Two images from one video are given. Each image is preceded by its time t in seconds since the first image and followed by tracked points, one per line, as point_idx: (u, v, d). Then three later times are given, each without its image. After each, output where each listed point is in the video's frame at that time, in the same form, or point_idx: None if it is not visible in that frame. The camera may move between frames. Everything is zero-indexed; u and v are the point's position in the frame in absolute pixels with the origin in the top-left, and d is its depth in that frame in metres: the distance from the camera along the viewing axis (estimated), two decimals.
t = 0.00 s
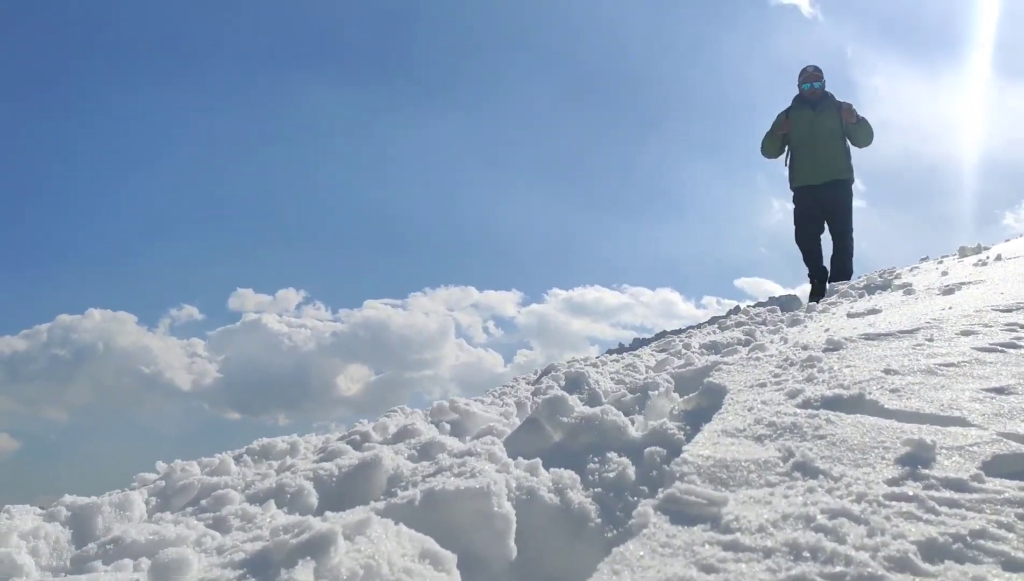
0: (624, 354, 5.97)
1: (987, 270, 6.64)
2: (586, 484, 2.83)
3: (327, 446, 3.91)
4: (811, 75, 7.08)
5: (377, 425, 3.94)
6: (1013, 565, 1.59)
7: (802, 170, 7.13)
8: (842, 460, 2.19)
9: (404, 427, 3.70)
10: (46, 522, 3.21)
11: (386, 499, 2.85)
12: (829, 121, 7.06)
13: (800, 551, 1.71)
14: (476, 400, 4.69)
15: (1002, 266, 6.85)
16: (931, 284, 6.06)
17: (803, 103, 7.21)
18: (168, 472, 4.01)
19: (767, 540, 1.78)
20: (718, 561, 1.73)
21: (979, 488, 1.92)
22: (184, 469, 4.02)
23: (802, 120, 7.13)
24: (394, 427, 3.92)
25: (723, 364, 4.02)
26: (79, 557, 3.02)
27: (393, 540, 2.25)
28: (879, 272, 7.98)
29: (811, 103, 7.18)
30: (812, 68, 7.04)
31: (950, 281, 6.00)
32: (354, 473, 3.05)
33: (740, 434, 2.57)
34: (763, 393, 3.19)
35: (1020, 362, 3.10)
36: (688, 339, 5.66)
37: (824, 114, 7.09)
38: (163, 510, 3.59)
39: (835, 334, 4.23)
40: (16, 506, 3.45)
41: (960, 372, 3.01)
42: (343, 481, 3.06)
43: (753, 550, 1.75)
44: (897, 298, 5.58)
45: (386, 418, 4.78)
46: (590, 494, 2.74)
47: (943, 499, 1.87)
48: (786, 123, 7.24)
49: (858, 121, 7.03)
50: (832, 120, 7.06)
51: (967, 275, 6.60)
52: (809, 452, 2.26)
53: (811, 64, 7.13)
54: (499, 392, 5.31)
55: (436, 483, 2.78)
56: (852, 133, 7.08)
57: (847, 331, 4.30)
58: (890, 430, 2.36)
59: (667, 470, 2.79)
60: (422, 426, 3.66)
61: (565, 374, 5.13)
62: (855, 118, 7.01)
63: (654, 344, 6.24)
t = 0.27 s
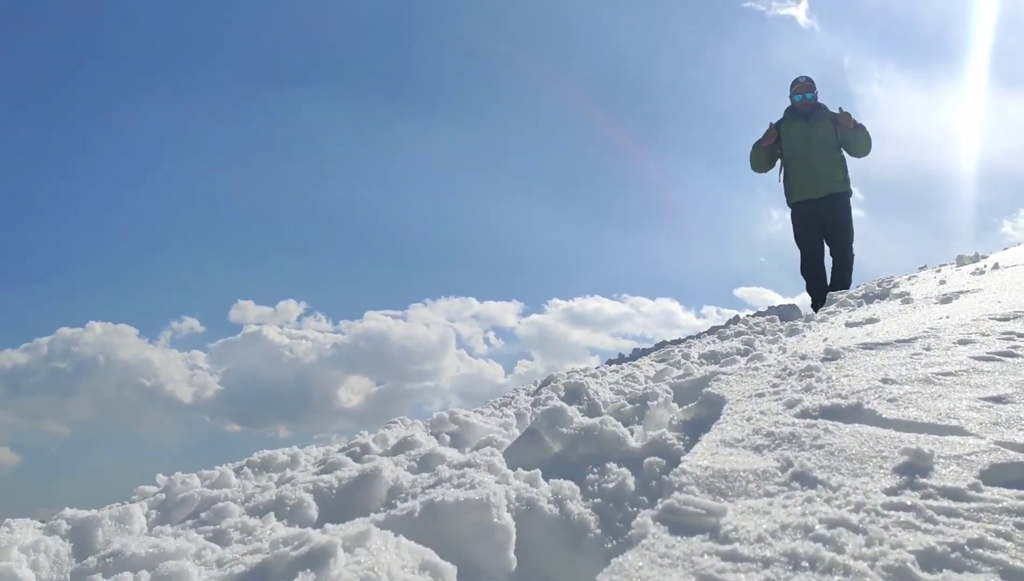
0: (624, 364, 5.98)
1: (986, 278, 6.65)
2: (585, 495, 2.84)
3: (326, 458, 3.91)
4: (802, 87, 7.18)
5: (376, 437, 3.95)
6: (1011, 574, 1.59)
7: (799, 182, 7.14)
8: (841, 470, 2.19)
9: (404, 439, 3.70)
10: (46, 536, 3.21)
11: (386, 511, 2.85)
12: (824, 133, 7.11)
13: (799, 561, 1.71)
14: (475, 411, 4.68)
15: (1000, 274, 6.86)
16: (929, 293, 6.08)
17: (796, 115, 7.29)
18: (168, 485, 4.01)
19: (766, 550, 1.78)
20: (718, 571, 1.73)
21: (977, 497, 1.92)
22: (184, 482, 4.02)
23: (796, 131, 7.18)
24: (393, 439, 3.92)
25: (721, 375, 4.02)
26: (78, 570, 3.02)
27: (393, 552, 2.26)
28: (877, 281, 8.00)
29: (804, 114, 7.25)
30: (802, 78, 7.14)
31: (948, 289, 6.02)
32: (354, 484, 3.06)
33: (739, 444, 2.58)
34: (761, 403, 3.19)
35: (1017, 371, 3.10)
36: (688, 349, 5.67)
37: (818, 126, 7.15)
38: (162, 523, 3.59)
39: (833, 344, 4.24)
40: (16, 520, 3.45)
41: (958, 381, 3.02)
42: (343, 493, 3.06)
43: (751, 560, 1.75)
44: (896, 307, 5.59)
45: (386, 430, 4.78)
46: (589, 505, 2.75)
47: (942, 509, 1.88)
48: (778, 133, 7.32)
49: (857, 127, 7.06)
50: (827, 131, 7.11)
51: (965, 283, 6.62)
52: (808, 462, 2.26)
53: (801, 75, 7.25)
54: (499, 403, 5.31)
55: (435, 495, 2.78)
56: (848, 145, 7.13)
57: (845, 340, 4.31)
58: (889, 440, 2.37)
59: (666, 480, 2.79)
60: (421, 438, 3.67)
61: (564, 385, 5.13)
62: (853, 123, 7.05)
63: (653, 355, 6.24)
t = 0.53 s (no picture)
0: (626, 373, 5.98)
1: (987, 286, 6.66)
2: (589, 504, 2.83)
3: (329, 467, 3.91)
4: (796, 80, 7.19)
5: (380, 446, 3.95)
6: None
7: (797, 179, 7.15)
8: (844, 478, 2.19)
9: (407, 448, 3.70)
10: (49, 546, 3.21)
11: (389, 520, 2.85)
12: (821, 126, 7.10)
13: (803, 569, 1.71)
14: (479, 419, 4.69)
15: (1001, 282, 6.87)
16: (930, 300, 6.08)
17: (792, 110, 7.28)
18: (171, 494, 4.01)
19: (769, 558, 1.79)
20: None
21: (981, 505, 1.93)
22: (187, 491, 4.02)
23: (792, 125, 7.18)
24: (396, 447, 3.92)
25: (724, 383, 4.03)
26: None
27: (397, 561, 2.26)
28: (879, 289, 8.01)
29: (800, 108, 7.24)
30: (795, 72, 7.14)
31: (949, 297, 6.02)
32: (357, 494, 3.06)
33: (741, 452, 2.58)
34: (764, 412, 3.20)
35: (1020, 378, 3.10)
36: (689, 358, 5.66)
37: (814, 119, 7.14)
38: (165, 533, 3.58)
39: (835, 352, 4.24)
40: (19, 530, 3.45)
41: (960, 389, 3.02)
42: (346, 503, 3.06)
43: (756, 569, 1.75)
44: (897, 315, 5.59)
45: (388, 438, 4.78)
46: (593, 514, 2.74)
47: (946, 517, 1.88)
48: (772, 131, 7.29)
49: (859, 129, 7.08)
50: (824, 124, 7.10)
51: (966, 290, 6.63)
52: (811, 470, 2.26)
53: (794, 68, 7.27)
54: (501, 412, 5.31)
55: (439, 504, 2.78)
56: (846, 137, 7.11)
57: (847, 348, 4.31)
58: (892, 448, 2.37)
59: (670, 489, 2.79)
60: (424, 447, 3.67)
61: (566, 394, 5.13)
62: (857, 124, 7.05)
63: (655, 363, 6.24)
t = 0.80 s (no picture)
0: (628, 380, 5.97)
1: (989, 293, 6.65)
2: (591, 512, 2.83)
3: (330, 475, 3.91)
4: (799, 78, 7.19)
5: (382, 453, 3.94)
6: None
7: (797, 180, 7.15)
8: (846, 485, 2.19)
9: (409, 455, 3.70)
10: (51, 555, 3.21)
11: (391, 528, 2.85)
12: (824, 125, 7.09)
13: (806, 577, 1.71)
14: (481, 427, 4.68)
15: (1003, 289, 6.87)
16: (933, 307, 6.08)
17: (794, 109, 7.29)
18: (173, 503, 4.01)
19: (772, 566, 1.78)
20: None
21: (984, 512, 1.92)
22: (188, 500, 4.02)
23: (793, 124, 7.20)
24: (398, 455, 3.92)
25: (726, 390, 4.02)
26: None
27: (399, 569, 2.25)
28: (881, 295, 8.00)
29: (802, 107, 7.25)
30: (798, 69, 7.16)
31: (951, 304, 6.02)
32: (358, 501, 3.06)
33: (743, 460, 2.58)
34: (766, 419, 3.19)
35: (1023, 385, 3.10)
36: (691, 365, 5.66)
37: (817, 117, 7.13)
38: (167, 541, 3.58)
39: (837, 359, 4.24)
40: (21, 538, 3.45)
41: (962, 396, 3.02)
42: (348, 511, 3.06)
43: (758, 576, 1.75)
44: (899, 321, 5.59)
45: (390, 446, 4.78)
46: (595, 522, 2.74)
47: (948, 524, 1.87)
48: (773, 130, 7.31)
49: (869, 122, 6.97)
50: (827, 123, 7.09)
51: (969, 297, 6.63)
52: (813, 477, 2.26)
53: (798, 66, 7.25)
54: (503, 419, 5.30)
55: (440, 512, 2.78)
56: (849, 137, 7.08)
57: (850, 355, 4.31)
58: (894, 455, 2.37)
59: (672, 496, 2.79)
60: (426, 455, 3.67)
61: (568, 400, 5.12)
62: (864, 117, 6.96)
63: (657, 370, 6.24)
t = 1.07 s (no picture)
0: (632, 389, 5.96)
1: (994, 301, 6.64)
2: (596, 520, 2.82)
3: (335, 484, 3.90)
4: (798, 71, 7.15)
5: (386, 461, 3.94)
6: None
7: (797, 179, 7.15)
8: (853, 494, 2.18)
9: (413, 464, 3.69)
10: (54, 564, 3.21)
11: (395, 537, 2.85)
12: (825, 122, 7.08)
13: None
14: (485, 435, 4.67)
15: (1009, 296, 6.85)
16: (937, 315, 6.06)
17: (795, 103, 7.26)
18: (176, 512, 4.01)
19: (779, 574, 1.77)
20: None
21: (991, 520, 1.91)
22: (191, 509, 4.01)
23: (792, 120, 7.19)
24: (402, 463, 3.91)
25: (731, 398, 4.01)
26: None
27: (404, 578, 2.25)
28: (885, 303, 8.00)
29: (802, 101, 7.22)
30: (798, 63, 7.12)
31: (956, 312, 6.00)
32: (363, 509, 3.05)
33: (749, 468, 2.57)
34: (771, 427, 3.18)
35: None
36: (695, 373, 5.65)
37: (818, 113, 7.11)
38: (171, 550, 3.58)
39: (842, 367, 4.23)
40: (25, 547, 3.45)
41: (969, 403, 3.01)
42: (352, 519, 3.06)
43: None
44: (904, 329, 5.57)
45: (394, 455, 4.77)
46: (601, 530, 2.73)
47: (956, 532, 1.86)
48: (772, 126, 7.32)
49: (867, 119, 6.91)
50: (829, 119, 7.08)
51: (973, 305, 6.61)
52: (820, 485, 2.25)
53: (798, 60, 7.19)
54: (508, 428, 5.29)
55: (445, 520, 2.77)
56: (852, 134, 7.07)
57: (855, 363, 4.30)
58: (901, 463, 2.36)
59: (677, 504, 2.78)
60: (430, 463, 3.66)
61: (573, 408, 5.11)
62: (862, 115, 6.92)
63: (661, 379, 6.22)
